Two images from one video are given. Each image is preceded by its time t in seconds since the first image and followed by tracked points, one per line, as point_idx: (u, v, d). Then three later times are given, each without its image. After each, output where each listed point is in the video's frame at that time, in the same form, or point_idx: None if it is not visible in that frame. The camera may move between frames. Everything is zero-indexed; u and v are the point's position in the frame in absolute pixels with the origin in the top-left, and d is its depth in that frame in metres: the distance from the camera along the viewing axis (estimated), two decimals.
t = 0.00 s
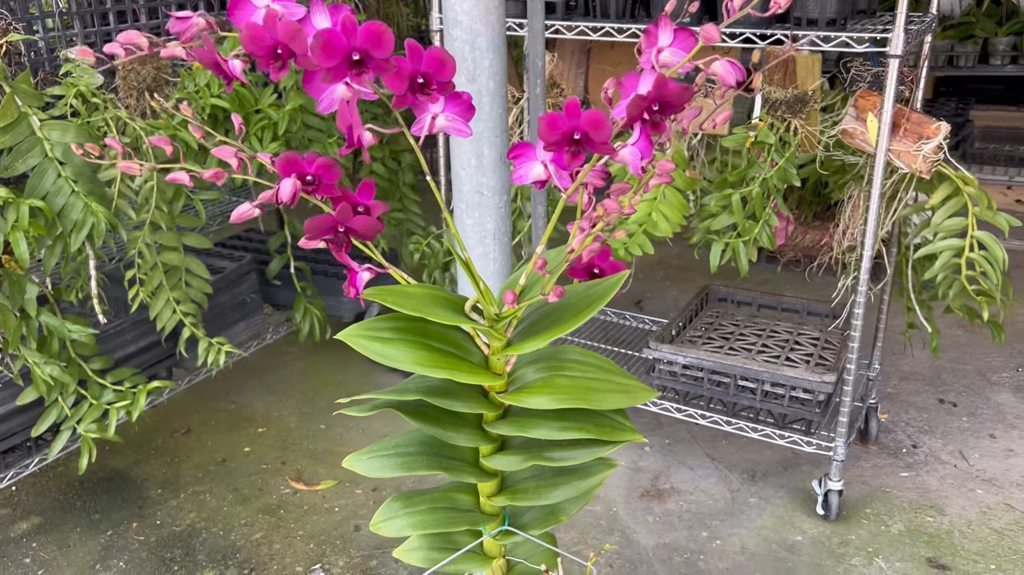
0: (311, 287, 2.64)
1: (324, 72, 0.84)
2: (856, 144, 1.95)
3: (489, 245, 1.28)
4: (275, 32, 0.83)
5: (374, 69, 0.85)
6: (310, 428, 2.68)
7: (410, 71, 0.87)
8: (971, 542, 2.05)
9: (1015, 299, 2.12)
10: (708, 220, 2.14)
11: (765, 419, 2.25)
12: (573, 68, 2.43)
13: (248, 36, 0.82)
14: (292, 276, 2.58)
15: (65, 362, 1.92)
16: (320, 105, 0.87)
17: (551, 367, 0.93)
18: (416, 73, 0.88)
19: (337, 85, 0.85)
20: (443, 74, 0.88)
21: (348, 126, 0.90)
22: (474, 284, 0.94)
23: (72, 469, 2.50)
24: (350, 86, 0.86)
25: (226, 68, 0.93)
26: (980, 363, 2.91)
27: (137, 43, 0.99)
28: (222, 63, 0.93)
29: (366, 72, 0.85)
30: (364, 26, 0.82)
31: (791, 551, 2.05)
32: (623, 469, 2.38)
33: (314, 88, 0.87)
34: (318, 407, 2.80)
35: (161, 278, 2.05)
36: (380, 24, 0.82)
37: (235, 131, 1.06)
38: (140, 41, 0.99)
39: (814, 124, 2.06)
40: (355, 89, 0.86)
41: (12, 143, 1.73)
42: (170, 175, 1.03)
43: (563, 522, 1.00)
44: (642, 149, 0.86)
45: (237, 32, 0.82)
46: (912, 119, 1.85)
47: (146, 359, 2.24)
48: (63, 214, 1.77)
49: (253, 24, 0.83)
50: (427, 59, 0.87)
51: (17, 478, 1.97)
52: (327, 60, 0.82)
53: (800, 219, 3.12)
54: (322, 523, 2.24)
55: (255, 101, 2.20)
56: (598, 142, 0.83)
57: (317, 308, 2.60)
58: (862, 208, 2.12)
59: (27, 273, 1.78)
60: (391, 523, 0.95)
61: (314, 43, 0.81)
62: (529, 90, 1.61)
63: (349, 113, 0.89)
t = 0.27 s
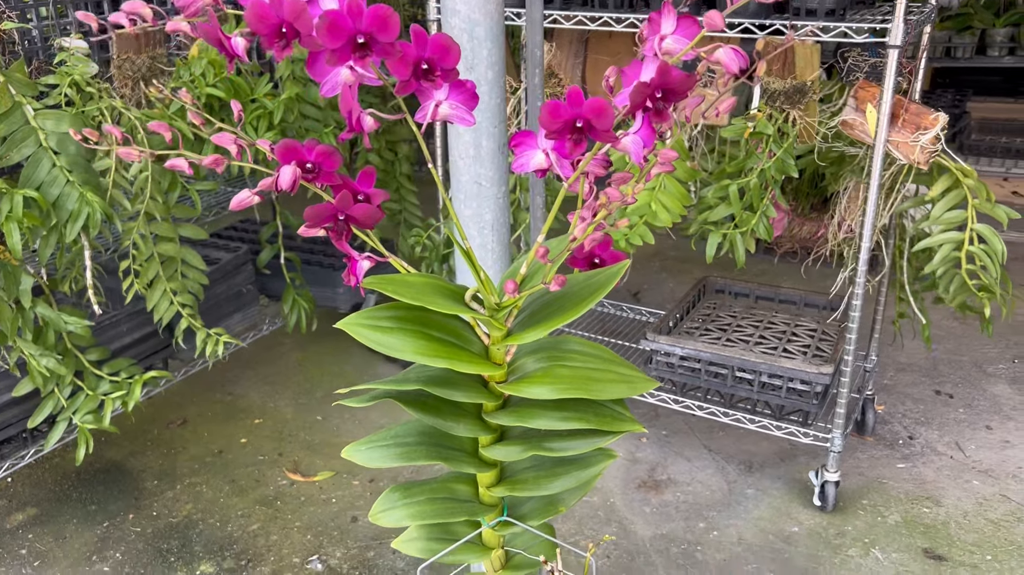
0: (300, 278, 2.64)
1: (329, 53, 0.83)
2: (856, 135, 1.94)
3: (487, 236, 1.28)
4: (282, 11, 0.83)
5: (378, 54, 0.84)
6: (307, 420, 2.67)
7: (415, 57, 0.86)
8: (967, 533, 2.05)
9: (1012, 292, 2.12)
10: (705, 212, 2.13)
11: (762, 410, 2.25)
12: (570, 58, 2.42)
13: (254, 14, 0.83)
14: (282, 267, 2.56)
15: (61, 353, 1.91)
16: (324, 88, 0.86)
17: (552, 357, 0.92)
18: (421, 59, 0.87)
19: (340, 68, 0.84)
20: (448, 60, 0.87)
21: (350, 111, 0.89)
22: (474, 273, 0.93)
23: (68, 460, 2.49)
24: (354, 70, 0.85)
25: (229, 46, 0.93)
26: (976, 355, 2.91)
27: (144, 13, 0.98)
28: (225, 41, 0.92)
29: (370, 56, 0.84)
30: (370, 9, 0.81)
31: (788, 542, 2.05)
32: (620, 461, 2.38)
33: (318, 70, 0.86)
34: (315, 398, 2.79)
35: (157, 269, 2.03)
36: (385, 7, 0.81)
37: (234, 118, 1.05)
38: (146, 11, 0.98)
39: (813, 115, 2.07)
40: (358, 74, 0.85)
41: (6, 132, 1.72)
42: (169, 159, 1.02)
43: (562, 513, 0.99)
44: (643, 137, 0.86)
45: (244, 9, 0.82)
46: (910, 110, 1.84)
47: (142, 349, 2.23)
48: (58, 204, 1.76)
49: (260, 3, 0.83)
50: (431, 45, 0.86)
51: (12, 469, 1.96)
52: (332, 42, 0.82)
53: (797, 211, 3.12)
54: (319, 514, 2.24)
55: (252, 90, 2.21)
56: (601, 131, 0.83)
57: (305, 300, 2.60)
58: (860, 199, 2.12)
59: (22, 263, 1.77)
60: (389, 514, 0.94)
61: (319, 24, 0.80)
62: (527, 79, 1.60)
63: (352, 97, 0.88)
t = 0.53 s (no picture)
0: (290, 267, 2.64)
1: (306, 46, 0.81)
2: (852, 123, 1.94)
3: (481, 223, 1.28)
4: (255, 7, 0.82)
5: (357, 42, 0.82)
6: (301, 409, 2.67)
7: (394, 42, 0.85)
8: (960, 521, 2.05)
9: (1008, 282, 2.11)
10: (700, 200, 2.13)
11: (756, 399, 2.25)
12: (565, 45, 2.40)
13: (227, 12, 0.81)
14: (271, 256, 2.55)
15: (53, 342, 1.90)
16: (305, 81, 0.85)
17: (543, 345, 0.92)
18: (401, 44, 0.86)
19: (321, 60, 0.83)
20: (428, 44, 0.86)
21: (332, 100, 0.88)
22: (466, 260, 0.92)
23: (61, 449, 2.48)
24: (334, 61, 0.84)
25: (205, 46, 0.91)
26: (970, 344, 2.92)
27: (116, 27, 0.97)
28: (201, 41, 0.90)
29: (349, 45, 0.83)
30: None
31: (782, 531, 2.05)
32: (615, 450, 2.39)
33: (297, 63, 0.85)
34: (309, 387, 2.79)
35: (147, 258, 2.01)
36: None
37: (221, 105, 1.04)
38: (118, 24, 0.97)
39: (807, 103, 2.06)
40: (338, 63, 0.84)
41: None
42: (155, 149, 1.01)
43: (555, 501, 0.99)
44: (635, 121, 0.86)
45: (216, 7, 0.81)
46: (906, 98, 1.83)
47: (134, 339, 2.22)
48: (49, 191, 1.74)
49: None
50: (411, 29, 0.85)
51: (5, 458, 1.95)
52: (308, 34, 0.80)
53: (792, 200, 3.11)
54: (314, 503, 2.24)
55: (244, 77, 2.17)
56: (590, 117, 0.82)
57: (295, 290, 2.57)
58: (855, 188, 2.12)
59: (13, 251, 1.75)
60: (382, 502, 0.94)
61: (294, 17, 0.78)
62: (523, 65, 1.61)
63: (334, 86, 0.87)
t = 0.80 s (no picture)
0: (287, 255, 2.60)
1: (306, 24, 0.79)
2: (848, 110, 1.92)
3: (474, 210, 1.28)
4: None
5: (357, 24, 0.80)
6: (295, 398, 2.66)
7: (396, 26, 0.83)
8: (953, 509, 2.05)
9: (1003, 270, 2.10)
10: (695, 188, 2.12)
11: (751, 387, 2.25)
12: (560, 32, 2.38)
13: None
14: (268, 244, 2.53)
15: (43, 329, 1.89)
16: (303, 58, 0.85)
17: (539, 336, 0.88)
18: (403, 28, 0.85)
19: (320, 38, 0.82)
20: (431, 30, 0.85)
21: (329, 84, 0.87)
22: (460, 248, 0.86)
23: (52, 438, 2.47)
24: (333, 41, 0.83)
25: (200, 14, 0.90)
26: (964, 333, 2.92)
27: None
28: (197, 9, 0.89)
29: (349, 27, 0.81)
30: None
31: (776, 519, 2.05)
32: (609, 438, 2.38)
33: (296, 41, 0.84)
34: (302, 376, 2.78)
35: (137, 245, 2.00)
36: None
37: (210, 89, 1.02)
38: None
39: (804, 90, 2.04)
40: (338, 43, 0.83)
41: None
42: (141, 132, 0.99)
43: (549, 491, 0.98)
44: (636, 113, 0.84)
45: None
46: (902, 85, 1.82)
47: (126, 327, 2.20)
48: (38, 177, 1.72)
49: None
50: (414, 14, 0.84)
51: None
52: (308, 12, 0.78)
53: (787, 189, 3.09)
54: (307, 491, 2.23)
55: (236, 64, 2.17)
56: (591, 106, 0.80)
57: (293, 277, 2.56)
58: (850, 175, 2.11)
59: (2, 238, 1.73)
60: (374, 493, 0.93)
61: None
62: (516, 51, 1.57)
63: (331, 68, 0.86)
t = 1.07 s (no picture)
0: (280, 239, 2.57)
1: None
2: (843, 94, 1.90)
3: (466, 193, 1.27)
4: None
5: None
6: (288, 384, 2.66)
7: (389, 2, 0.81)
8: (947, 494, 2.05)
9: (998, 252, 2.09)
10: (692, 172, 2.10)
11: (745, 372, 2.24)
12: (554, 15, 2.36)
13: None
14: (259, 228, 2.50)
15: (32, 315, 1.87)
16: (291, 37, 0.81)
17: (533, 321, 0.86)
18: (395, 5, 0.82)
19: (310, 14, 0.80)
20: (424, 7, 0.83)
21: (319, 61, 0.85)
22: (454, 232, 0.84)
23: (43, 424, 2.45)
24: (322, 17, 0.81)
25: None
26: (959, 319, 2.92)
27: None
28: None
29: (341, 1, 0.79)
30: None
31: (770, 504, 2.05)
32: (603, 424, 2.38)
33: (285, 18, 0.82)
34: (296, 362, 2.77)
35: (128, 229, 1.97)
36: None
37: (198, 66, 1.00)
38: None
39: (799, 73, 2.01)
40: (328, 19, 0.81)
41: None
42: (128, 110, 0.97)
43: (543, 476, 0.97)
44: (633, 92, 0.82)
45: None
46: (899, 67, 1.79)
47: (118, 312, 2.19)
48: (25, 161, 1.70)
49: None
50: None
51: None
52: None
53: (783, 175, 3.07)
54: (300, 477, 2.22)
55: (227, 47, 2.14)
56: (588, 84, 0.78)
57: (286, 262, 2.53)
58: (845, 159, 2.10)
59: None
60: (367, 478, 0.92)
61: None
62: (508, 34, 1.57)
63: (321, 45, 0.84)
